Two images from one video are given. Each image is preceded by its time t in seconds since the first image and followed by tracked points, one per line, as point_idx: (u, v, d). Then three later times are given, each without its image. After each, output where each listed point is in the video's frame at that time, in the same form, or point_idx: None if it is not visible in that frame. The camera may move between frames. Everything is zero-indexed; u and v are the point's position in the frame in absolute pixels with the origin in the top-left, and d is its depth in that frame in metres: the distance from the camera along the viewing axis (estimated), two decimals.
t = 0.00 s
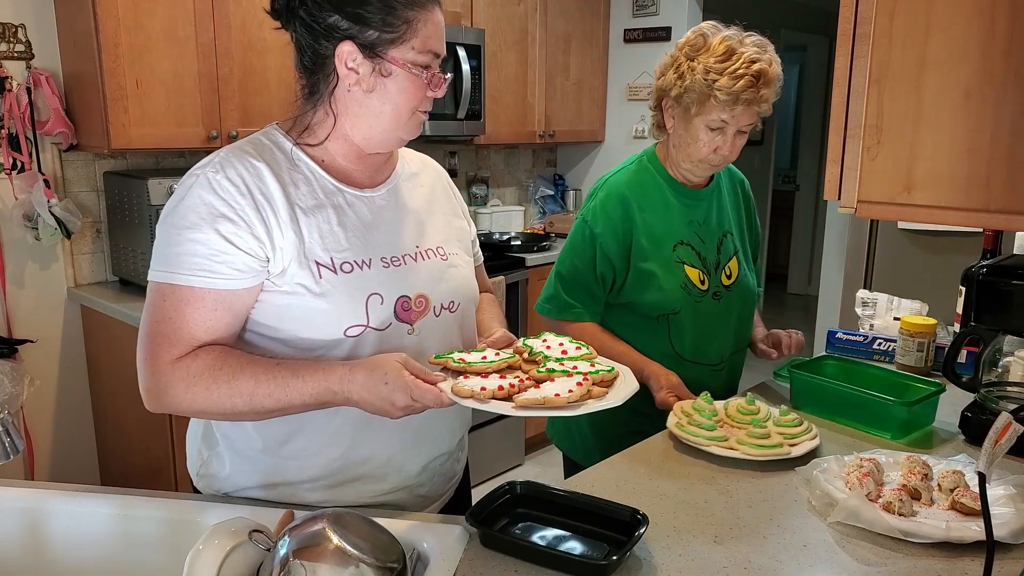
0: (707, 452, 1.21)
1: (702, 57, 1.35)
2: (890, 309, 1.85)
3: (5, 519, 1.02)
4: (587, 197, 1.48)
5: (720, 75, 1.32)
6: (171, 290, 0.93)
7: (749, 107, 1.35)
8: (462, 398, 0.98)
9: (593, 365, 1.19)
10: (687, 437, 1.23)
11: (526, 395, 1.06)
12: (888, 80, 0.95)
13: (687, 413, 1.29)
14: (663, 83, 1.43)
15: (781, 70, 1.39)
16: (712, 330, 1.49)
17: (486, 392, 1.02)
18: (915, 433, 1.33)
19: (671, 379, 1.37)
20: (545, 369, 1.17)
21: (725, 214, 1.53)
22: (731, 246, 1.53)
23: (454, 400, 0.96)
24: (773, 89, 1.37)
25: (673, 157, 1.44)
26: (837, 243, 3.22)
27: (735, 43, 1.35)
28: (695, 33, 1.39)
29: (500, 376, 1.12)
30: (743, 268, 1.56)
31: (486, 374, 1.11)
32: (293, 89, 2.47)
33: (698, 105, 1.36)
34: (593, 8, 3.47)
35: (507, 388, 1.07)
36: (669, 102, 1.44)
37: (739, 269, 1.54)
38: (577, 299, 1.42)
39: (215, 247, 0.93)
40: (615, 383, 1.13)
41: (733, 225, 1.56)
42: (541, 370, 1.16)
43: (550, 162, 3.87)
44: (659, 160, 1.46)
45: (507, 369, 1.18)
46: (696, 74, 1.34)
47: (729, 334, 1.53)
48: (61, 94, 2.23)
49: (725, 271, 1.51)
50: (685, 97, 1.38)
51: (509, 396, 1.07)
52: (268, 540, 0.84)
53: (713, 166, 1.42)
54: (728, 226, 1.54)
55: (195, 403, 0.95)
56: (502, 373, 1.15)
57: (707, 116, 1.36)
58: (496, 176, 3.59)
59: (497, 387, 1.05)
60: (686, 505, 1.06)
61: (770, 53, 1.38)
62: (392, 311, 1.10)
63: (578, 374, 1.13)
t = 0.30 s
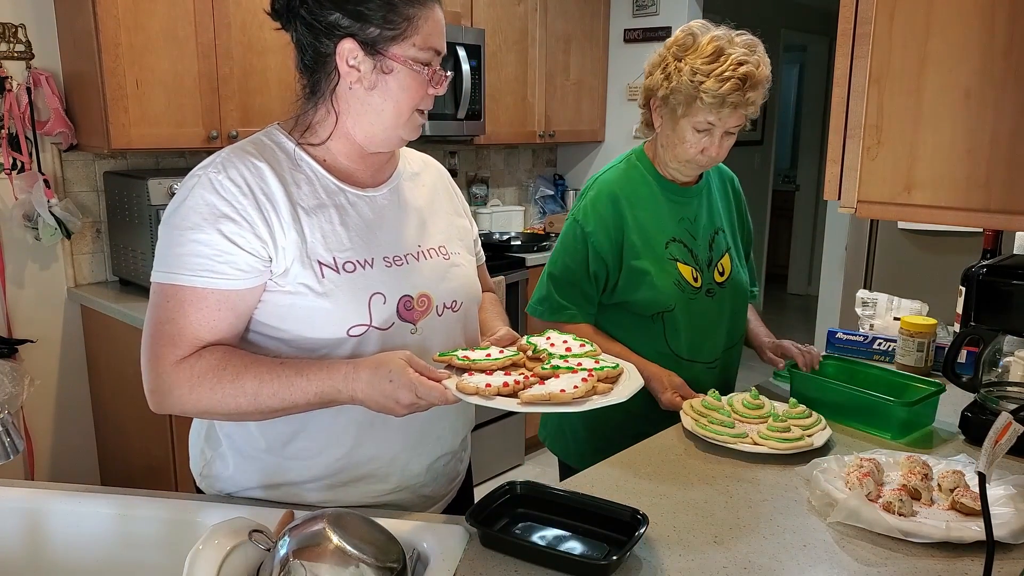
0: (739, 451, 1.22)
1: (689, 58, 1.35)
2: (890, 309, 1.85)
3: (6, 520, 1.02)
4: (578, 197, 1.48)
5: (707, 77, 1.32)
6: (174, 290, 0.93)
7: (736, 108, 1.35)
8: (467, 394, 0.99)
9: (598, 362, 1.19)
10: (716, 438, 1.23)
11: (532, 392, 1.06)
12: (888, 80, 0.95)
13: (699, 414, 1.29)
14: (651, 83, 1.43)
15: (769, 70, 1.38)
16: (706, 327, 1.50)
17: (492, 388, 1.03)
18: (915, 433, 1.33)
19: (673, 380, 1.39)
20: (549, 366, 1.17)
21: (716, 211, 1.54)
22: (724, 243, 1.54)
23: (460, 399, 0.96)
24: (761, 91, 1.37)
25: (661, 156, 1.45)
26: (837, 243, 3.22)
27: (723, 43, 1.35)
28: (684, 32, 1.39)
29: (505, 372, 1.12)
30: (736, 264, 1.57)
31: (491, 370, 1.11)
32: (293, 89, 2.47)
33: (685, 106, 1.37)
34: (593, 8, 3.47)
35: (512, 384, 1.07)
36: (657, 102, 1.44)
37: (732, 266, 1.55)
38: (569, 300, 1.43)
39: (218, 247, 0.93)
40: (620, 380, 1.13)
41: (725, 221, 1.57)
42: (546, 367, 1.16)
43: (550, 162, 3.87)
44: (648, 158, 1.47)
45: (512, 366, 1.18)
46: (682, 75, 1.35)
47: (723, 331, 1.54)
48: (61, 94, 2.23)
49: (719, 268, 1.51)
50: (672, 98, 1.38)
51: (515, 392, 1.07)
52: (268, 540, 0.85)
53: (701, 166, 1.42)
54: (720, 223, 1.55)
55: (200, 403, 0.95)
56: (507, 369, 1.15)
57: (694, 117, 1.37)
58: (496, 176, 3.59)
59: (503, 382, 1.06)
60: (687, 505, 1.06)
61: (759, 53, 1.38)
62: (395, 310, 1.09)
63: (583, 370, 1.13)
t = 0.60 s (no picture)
0: (741, 456, 1.22)
1: (680, 57, 1.36)
2: (890, 309, 1.85)
3: (6, 520, 1.02)
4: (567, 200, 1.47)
5: (699, 76, 1.33)
6: (177, 291, 0.93)
7: (728, 108, 1.36)
8: (474, 391, 0.98)
9: (604, 359, 1.19)
10: (717, 440, 1.23)
11: (539, 388, 1.06)
12: (888, 80, 0.95)
13: (698, 416, 1.30)
14: (642, 83, 1.44)
15: (761, 69, 1.39)
16: (701, 328, 1.50)
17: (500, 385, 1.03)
18: (915, 433, 1.33)
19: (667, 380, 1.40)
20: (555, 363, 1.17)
21: (708, 212, 1.55)
22: (716, 244, 1.55)
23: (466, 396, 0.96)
24: (753, 89, 1.38)
25: (654, 157, 1.45)
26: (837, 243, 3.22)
27: (715, 42, 1.36)
28: (676, 31, 1.39)
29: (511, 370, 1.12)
30: (728, 265, 1.58)
31: (497, 368, 1.11)
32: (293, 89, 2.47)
33: (676, 106, 1.37)
34: (593, 8, 3.47)
35: (519, 381, 1.07)
36: (648, 102, 1.45)
37: (725, 266, 1.56)
38: (563, 304, 1.42)
39: (222, 248, 0.93)
40: (626, 377, 1.14)
41: (716, 223, 1.58)
42: (552, 365, 1.16)
43: (550, 162, 3.87)
44: (640, 159, 1.47)
45: (518, 365, 1.18)
46: (673, 75, 1.35)
47: (717, 332, 1.55)
48: (61, 94, 2.23)
49: (712, 269, 1.52)
50: (663, 99, 1.39)
51: (522, 389, 1.07)
52: (268, 540, 0.85)
53: (693, 167, 1.42)
54: (712, 224, 1.56)
55: (205, 402, 0.95)
56: (512, 368, 1.15)
57: (685, 117, 1.37)
58: (496, 176, 3.59)
59: (510, 380, 1.06)
60: (687, 505, 1.06)
61: (750, 52, 1.38)
62: (398, 310, 1.10)
63: (589, 367, 1.14)
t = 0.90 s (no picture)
0: (741, 457, 1.22)
1: (665, 56, 1.36)
2: (890, 309, 1.85)
3: (6, 520, 1.02)
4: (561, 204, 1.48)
5: (683, 75, 1.33)
6: (181, 291, 0.93)
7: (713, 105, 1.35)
8: (477, 391, 0.98)
9: (607, 361, 1.19)
10: (717, 440, 1.23)
11: (543, 389, 1.06)
12: (888, 80, 0.95)
13: (699, 416, 1.30)
14: (629, 83, 1.44)
15: (746, 66, 1.39)
16: (698, 328, 1.50)
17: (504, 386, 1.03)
18: (915, 433, 1.33)
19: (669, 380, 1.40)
20: (559, 364, 1.17)
21: (702, 210, 1.55)
22: (712, 242, 1.55)
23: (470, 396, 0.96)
24: (739, 87, 1.38)
25: (643, 157, 1.45)
26: (837, 243, 3.22)
27: (700, 40, 1.36)
28: (661, 30, 1.40)
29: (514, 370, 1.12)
30: (725, 262, 1.58)
31: (500, 368, 1.11)
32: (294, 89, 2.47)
33: (662, 105, 1.37)
34: (593, 8, 3.47)
35: (523, 382, 1.07)
36: (635, 103, 1.45)
37: (721, 265, 1.56)
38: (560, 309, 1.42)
39: (225, 248, 0.93)
40: (630, 378, 1.14)
41: (712, 220, 1.58)
42: (556, 365, 1.16)
43: (550, 162, 3.87)
44: (630, 159, 1.47)
45: (520, 365, 1.18)
46: (658, 73, 1.35)
47: (715, 331, 1.55)
48: (61, 94, 2.23)
49: (708, 267, 1.52)
50: (649, 98, 1.39)
51: (526, 390, 1.07)
52: (268, 540, 0.85)
53: (682, 166, 1.42)
54: (707, 222, 1.56)
55: (208, 403, 0.95)
56: (516, 368, 1.15)
57: (671, 117, 1.37)
58: (496, 176, 3.59)
59: (514, 380, 1.06)
60: (687, 505, 1.06)
61: (736, 50, 1.38)
62: (401, 311, 1.09)
63: (593, 369, 1.13)
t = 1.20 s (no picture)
0: (741, 457, 1.22)
1: (662, 55, 1.36)
2: (890, 309, 1.85)
3: (5, 520, 1.02)
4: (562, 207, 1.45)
5: (680, 72, 1.33)
6: (178, 289, 0.93)
7: (711, 103, 1.36)
8: (472, 391, 0.96)
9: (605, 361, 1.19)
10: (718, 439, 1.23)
11: (538, 389, 1.05)
12: (888, 80, 0.95)
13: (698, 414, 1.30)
14: (626, 82, 1.44)
15: (744, 63, 1.39)
16: (700, 327, 1.50)
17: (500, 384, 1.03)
18: (915, 433, 1.33)
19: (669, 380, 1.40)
20: (556, 365, 1.16)
21: (701, 209, 1.55)
22: (711, 240, 1.55)
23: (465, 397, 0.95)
24: (737, 85, 1.38)
25: (642, 157, 1.45)
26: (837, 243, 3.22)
27: (697, 38, 1.36)
28: (658, 29, 1.40)
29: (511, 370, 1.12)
30: (724, 261, 1.58)
31: (496, 368, 1.10)
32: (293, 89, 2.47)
33: (660, 104, 1.38)
34: (593, 8, 3.46)
35: (518, 382, 1.07)
36: (632, 102, 1.45)
37: (722, 263, 1.57)
38: (573, 314, 1.37)
39: (222, 247, 0.93)
40: (627, 380, 1.13)
41: (710, 219, 1.58)
42: (553, 366, 1.16)
43: (550, 162, 3.86)
44: (628, 159, 1.47)
45: (518, 365, 1.18)
46: (655, 72, 1.36)
47: (715, 330, 1.55)
48: (61, 94, 2.23)
49: (709, 266, 1.52)
50: (646, 96, 1.39)
51: (520, 390, 1.06)
52: (268, 540, 0.85)
53: (681, 165, 1.43)
54: (707, 220, 1.56)
55: (206, 401, 0.95)
56: (512, 368, 1.15)
57: (669, 115, 1.37)
58: (496, 176, 3.59)
59: (508, 380, 1.05)
60: (687, 506, 1.06)
61: (734, 48, 1.38)
62: (399, 312, 1.09)
63: (589, 369, 1.13)
